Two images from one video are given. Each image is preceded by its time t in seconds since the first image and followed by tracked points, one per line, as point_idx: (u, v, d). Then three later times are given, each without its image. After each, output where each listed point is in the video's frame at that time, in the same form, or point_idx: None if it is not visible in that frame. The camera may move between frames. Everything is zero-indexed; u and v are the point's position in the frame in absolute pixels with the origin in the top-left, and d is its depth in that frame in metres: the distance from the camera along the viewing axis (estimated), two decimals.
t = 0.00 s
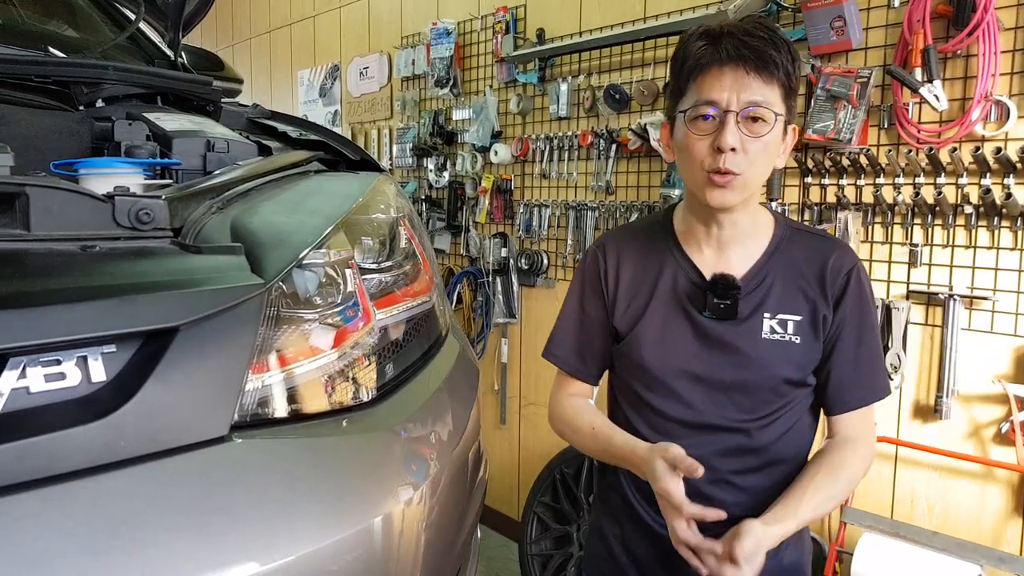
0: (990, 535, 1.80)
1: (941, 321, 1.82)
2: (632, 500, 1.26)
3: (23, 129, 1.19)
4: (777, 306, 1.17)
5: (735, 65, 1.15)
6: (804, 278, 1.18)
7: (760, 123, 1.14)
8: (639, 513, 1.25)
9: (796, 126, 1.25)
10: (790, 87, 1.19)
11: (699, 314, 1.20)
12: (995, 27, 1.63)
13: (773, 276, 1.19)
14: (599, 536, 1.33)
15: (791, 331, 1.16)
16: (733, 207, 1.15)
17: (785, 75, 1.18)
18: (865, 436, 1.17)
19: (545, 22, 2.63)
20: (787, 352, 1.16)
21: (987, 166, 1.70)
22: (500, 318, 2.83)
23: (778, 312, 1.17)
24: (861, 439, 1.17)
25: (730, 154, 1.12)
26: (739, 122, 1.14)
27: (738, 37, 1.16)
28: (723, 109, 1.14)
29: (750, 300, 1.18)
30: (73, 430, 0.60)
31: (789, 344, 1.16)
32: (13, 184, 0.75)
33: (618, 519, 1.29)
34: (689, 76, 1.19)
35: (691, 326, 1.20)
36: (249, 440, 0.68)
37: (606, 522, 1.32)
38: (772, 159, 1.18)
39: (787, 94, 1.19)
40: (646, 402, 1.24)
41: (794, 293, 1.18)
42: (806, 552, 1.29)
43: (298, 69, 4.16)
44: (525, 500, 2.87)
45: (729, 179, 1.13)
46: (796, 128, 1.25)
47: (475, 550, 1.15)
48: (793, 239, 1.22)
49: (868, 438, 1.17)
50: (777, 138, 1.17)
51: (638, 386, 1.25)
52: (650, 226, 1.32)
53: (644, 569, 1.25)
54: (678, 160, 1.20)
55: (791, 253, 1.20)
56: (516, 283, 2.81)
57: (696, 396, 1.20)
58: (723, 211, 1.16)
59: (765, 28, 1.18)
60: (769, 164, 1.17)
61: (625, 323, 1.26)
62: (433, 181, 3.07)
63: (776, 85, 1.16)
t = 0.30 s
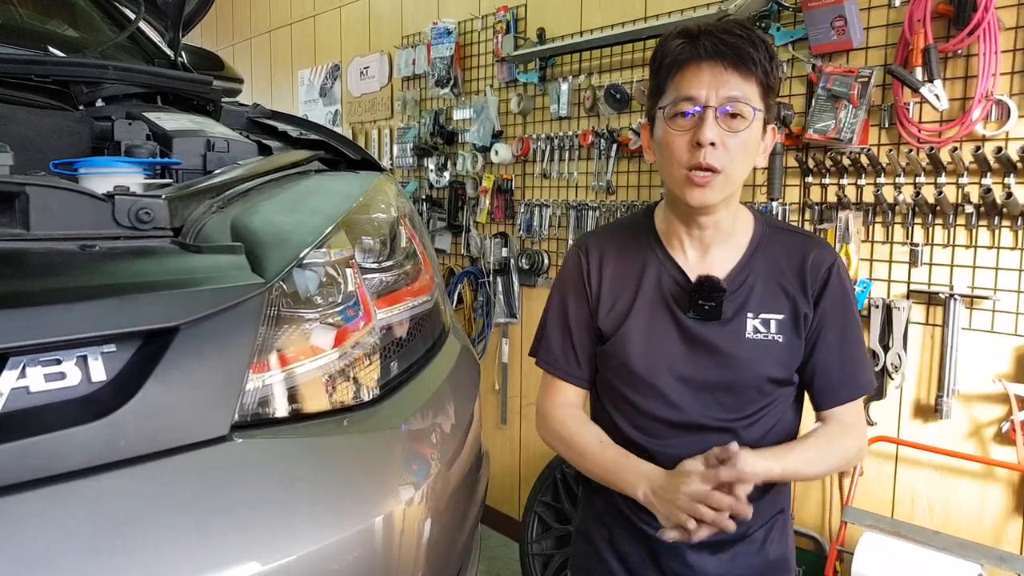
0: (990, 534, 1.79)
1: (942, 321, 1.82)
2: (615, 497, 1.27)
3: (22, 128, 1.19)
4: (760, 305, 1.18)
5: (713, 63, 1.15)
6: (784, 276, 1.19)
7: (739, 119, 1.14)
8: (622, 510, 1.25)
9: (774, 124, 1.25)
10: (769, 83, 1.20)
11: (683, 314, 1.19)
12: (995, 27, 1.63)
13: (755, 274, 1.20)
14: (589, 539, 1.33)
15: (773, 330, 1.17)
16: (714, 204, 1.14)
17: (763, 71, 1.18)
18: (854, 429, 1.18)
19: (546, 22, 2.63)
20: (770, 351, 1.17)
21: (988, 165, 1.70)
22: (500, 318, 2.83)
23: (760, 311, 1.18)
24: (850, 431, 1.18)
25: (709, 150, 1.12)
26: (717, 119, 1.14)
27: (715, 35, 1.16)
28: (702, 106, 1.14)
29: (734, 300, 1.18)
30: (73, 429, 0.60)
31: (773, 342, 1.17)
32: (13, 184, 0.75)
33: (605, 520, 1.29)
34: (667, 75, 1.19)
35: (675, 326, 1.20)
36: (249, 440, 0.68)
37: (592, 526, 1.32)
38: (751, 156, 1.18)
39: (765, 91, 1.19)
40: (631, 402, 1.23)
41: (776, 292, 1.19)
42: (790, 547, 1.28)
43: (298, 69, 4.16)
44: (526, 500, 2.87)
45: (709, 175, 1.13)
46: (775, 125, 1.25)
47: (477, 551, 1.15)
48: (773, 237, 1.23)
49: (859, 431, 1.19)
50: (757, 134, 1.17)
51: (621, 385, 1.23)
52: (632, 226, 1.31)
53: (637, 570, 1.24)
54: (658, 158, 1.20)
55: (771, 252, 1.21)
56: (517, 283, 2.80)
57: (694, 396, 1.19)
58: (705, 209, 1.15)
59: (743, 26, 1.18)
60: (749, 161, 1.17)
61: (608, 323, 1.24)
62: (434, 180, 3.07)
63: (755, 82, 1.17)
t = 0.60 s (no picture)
0: (989, 533, 1.80)
1: (941, 321, 1.82)
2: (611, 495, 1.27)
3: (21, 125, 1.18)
4: (755, 298, 1.18)
5: (692, 62, 1.15)
6: (777, 268, 1.20)
7: (722, 116, 1.14)
8: (619, 509, 1.25)
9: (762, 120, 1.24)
10: (751, 80, 1.19)
11: (678, 310, 1.20)
12: (995, 27, 1.63)
13: (748, 268, 1.20)
14: (584, 536, 1.32)
15: (769, 322, 1.17)
16: (701, 203, 1.14)
17: (744, 68, 1.17)
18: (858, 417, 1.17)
19: (547, 21, 2.63)
20: (766, 343, 1.17)
21: (988, 165, 1.70)
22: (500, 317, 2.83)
23: (755, 304, 1.18)
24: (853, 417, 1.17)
25: (694, 150, 1.12)
26: (699, 118, 1.14)
27: (692, 35, 1.16)
28: (684, 106, 1.14)
29: (728, 294, 1.19)
30: (74, 427, 0.60)
31: (769, 335, 1.17)
32: (14, 180, 0.75)
33: (602, 520, 1.29)
34: (649, 78, 1.20)
35: (670, 321, 1.20)
36: (249, 438, 0.68)
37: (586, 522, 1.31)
38: (738, 152, 1.17)
39: (748, 87, 1.19)
40: (627, 400, 1.22)
41: (770, 284, 1.19)
42: (788, 547, 1.29)
43: (298, 67, 4.16)
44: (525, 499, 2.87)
45: (695, 174, 1.12)
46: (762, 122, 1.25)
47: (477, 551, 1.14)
48: (764, 232, 1.24)
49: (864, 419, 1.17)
50: (742, 130, 1.17)
51: (619, 384, 1.23)
52: (624, 226, 1.32)
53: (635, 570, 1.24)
54: (645, 161, 1.20)
55: (763, 246, 1.22)
56: (517, 282, 2.80)
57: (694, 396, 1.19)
58: (694, 208, 1.15)
59: (721, 24, 1.18)
60: (735, 157, 1.16)
61: (603, 322, 1.24)
62: (434, 179, 3.07)
63: (737, 79, 1.17)
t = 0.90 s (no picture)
0: (987, 532, 1.80)
1: (940, 320, 1.82)
2: (611, 494, 1.27)
3: (19, 124, 1.18)
4: (753, 296, 1.18)
5: (695, 60, 1.15)
6: (775, 266, 1.20)
7: (723, 114, 1.14)
8: (619, 508, 1.25)
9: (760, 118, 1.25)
10: (751, 78, 1.20)
11: (676, 308, 1.20)
12: (994, 25, 1.63)
13: (746, 267, 1.20)
14: (584, 536, 1.32)
15: (768, 321, 1.17)
16: (702, 200, 1.14)
17: (745, 65, 1.18)
18: (854, 414, 1.17)
19: (545, 20, 2.63)
20: (765, 342, 1.17)
21: (986, 165, 1.70)
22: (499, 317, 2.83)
23: (754, 302, 1.18)
24: (850, 414, 1.18)
25: (695, 146, 1.11)
26: (701, 115, 1.14)
27: (694, 33, 1.16)
28: (686, 103, 1.14)
29: (727, 292, 1.19)
30: (72, 426, 0.60)
31: (767, 333, 1.17)
32: (12, 180, 0.75)
33: (603, 521, 1.29)
34: (650, 74, 1.19)
35: (669, 320, 1.20)
36: (247, 438, 0.68)
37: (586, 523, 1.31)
38: (738, 150, 1.18)
39: (748, 87, 1.19)
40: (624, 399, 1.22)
41: (768, 282, 1.19)
42: (789, 548, 1.29)
43: (296, 66, 4.16)
44: (525, 498, 2.87)
45: (695, 171, 1.12)
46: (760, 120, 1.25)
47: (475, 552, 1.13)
48: (762, 231, 1.24)
49: (861, 416, 1.18)
50: (742, 129, 1.17)
51: (617, 383, 1.22)
52: (622, 226, 1.32)
53: (635, 570, 1.24)
54: (644, 158, 1.20)
55: (761, 245, 1.22)
56: (516, 282, 2.80)
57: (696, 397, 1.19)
58: (694, 206, 1.16)
59: (722, 22, 1.19)
60: (734, 155, 1.16)
61: (602, 322, 1.24)
62: (432, 178, 3.07)
63: (737, 77, 1.17)
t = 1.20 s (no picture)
0: (987, 532, 1.80)
1: (939, 319, 1.82)
2: (614, 493, 1.27)
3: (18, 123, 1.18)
4: (759, 295, 1.18)
5: (703, 60, 1.15)
6: (781, 266, 1.20)
7: (731, 114, 1.14)
8: (623, 507, 1.25)
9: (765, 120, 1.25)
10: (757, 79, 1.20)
11: (681, 308, 1.20)
12: (993, 25, 1.63)
13: (752, 266, 1.20)
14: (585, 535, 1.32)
15: (773, 320, 1.17)
16: (709, 200, 1.14)
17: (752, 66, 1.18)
18: (862, 411, 1.18)
19: (545, 19, 2.63)
20: (771, 341, 1.17)
21: (986, 164, 1.70)
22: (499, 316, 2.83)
23: (760, 302, 1.18)
24: (858, 411, 1.18)
25: (703, 146, 1.11)
26: (710, 115, 1.13)
27: (703, 32, 1.17)
28: (693, 103, 1.14)
29: (732, 291, 1.19)
30: (70, 426, 0.60)
31: (773, 332, 1.17)
32: (11, 179, 0.75)
33: (607, 520, 1.28)
34: (657, 74, 1.19)
35: (675, 320, 1.20)
36: (246, 437, 0.68)
37: (590, 521, 1.31)
38: (745, 150, 1.18)
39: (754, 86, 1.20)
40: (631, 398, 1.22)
41: (775, 282, 1.19)
42: (794, 547, 1.29)
43: (296, 66, 4.16)
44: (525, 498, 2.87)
45: (702, 171, 1.12)
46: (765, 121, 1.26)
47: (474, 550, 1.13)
48: (767, 230, 1.24)
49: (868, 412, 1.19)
50: (748, 129, 1.17)
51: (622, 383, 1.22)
52: (626, 226, 1.32)
53: (638, 570, 1.24)
54: (651, 157, 1.20)
55: (767, 244, 1.22)
56: (516, 281, 2.80)
57: (698, 397, 1.18)
58: (701, 205, 1.15)
59: (729, 22, 1.19)
60: (741, 154, 1.16)
61: (608, 321, 1.24)
62: (432, 178, 3.07)
63: (744, 78, 1.17)
